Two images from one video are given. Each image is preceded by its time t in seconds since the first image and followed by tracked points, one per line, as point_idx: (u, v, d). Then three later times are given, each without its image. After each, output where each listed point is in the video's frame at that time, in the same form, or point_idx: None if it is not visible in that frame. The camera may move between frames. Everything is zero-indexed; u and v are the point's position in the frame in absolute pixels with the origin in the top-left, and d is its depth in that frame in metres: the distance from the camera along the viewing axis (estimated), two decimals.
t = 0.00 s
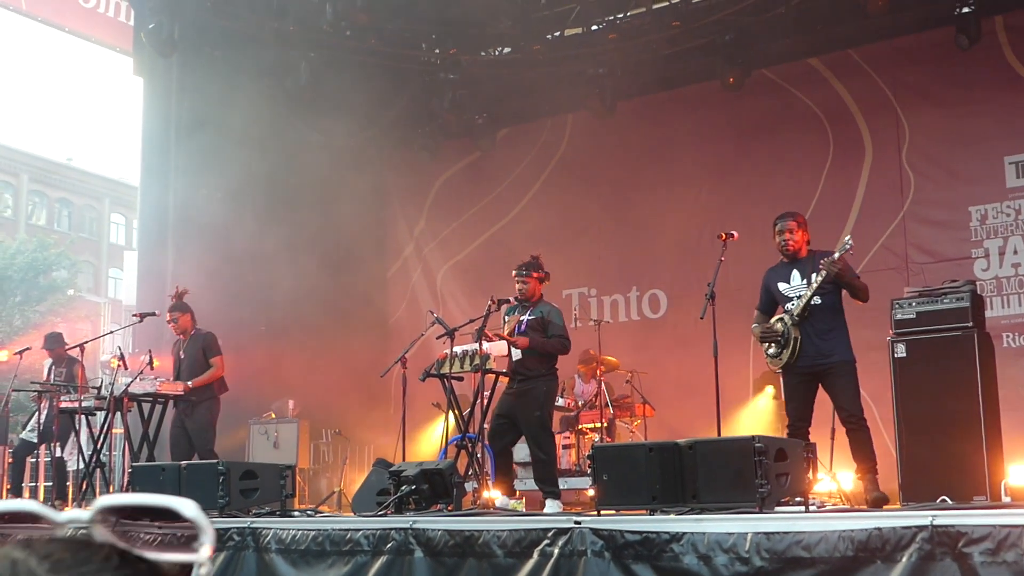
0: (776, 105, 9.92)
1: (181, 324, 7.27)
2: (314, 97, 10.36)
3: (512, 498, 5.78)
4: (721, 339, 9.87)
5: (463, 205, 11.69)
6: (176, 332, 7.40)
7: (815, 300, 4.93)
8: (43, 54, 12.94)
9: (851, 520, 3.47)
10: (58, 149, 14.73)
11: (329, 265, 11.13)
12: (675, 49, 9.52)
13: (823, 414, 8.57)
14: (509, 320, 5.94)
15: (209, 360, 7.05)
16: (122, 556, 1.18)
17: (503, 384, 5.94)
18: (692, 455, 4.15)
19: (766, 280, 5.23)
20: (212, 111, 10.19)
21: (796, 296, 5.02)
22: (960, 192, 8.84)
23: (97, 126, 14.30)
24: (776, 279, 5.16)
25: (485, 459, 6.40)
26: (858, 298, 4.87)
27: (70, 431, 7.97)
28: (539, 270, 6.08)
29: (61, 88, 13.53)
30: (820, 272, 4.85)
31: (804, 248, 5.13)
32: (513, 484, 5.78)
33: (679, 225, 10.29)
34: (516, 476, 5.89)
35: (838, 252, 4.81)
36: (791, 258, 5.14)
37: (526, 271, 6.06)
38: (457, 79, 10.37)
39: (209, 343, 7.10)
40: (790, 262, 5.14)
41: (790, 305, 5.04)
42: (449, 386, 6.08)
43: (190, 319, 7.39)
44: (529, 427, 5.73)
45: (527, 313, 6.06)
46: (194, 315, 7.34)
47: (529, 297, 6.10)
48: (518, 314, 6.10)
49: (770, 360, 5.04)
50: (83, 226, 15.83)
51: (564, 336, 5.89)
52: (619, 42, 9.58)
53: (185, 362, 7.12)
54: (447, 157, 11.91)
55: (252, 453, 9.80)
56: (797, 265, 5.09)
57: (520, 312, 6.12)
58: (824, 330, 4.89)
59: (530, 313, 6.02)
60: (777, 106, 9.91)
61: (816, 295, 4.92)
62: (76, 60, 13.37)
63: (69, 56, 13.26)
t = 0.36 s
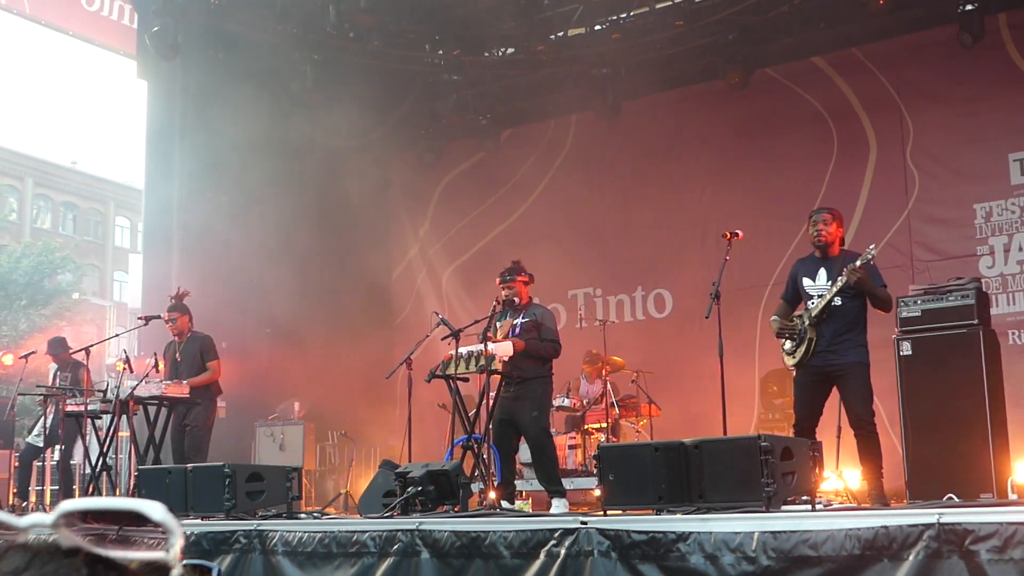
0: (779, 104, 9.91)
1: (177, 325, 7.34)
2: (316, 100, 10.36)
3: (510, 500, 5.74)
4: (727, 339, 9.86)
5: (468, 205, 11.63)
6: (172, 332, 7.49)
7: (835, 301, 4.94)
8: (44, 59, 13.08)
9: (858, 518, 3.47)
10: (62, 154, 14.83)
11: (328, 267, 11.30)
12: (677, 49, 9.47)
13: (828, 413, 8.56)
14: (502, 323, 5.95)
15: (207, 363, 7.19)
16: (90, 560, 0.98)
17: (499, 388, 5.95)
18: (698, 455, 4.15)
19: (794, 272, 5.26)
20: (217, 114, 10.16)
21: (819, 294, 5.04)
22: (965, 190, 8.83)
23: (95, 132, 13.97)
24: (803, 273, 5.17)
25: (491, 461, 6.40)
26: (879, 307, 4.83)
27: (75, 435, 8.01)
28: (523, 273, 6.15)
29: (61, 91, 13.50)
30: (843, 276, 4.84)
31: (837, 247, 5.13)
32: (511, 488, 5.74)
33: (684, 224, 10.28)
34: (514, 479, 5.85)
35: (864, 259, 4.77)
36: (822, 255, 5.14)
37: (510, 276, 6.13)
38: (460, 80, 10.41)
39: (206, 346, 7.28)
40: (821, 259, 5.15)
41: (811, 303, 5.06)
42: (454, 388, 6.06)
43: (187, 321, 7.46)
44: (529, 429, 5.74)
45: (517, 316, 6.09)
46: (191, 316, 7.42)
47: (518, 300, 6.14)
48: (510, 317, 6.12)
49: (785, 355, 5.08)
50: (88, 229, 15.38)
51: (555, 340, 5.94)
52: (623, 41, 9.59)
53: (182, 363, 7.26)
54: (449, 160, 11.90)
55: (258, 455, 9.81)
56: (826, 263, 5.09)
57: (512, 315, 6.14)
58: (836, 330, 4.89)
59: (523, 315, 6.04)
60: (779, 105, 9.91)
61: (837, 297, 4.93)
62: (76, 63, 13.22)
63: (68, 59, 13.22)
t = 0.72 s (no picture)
0: (784, 105, 9.91)
1: (172, 327, 7.38)
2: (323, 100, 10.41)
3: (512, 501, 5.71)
4: (731, 340, 9.87)
5: (473, 205, 11.76)
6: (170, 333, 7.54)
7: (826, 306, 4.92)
8: (44, 56, 12.87)
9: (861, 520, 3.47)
10: (67, 154, 14.85)
11: (331, 266, 11.22)
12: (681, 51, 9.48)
13: (831, 414, 8.57)
14: (511, 322, 5.97)
15: (206, 364, 7.18)
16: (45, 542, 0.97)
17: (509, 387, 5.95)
18: (702, 456, 4.16)
19: (781, 271, 5.25)
20: (222, 113, 10.03)
21: (808, 296, 5.05)
22: (970, 192, 8.82)
23: (99, 130, 14.19)
24: (792, 274, 5.17)
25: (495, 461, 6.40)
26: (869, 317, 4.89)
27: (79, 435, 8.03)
28: (533, 273, 6.16)
29: (66, 92, 13.57)
30: (841, 283, 4.86)
31: (829, 250, 5.14)
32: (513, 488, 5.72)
33: (688, 226, 10.29)
34: (519, 482, 5.82)
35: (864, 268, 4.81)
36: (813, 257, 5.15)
37: (519, 276, 6.14)
38: (465, 81, 10.44)
39: (204, 346, 7.24)
40: (810, 261, 5.15)
41: (800, 306, 5.06)
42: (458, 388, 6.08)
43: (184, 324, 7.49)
44: (539, 429, 5.73)
45: (527, 316, 6.09)
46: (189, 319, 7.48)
47: (528, 301, 6.14)
48: (519, 318, 6.14)
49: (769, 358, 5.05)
50: (91, 229, 15.87)
51: (562, 337, 5.93)
52: (628, 43, 9.60)
53: (182, 363, 7.24)
54: (457, 160, 11.99)
55: (262, 455, 9.82)
56: (816, 266, 5.10)
57: (522, 316, 6.15)
58: (825, 335, 4.89)
59: (531, 315, 6.05)
60: (783, 107, 9.92)
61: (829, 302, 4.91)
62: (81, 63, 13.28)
63: (71, 57, 13.12)
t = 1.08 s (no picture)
0: (787, 105, 9.91)
1: (178, 325, 7.41)
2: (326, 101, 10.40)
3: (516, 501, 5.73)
4: (733, 341, 9.86)
5: (475, 205, 11.77)
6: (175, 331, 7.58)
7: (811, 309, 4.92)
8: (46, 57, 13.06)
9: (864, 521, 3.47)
10: (69, 154, 14.87)
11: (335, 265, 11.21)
12: (683, 51, 9.49)
13: (832, 415, 8.57)
14: (519, 322, 5.96)
15: (199, 357, 7.10)
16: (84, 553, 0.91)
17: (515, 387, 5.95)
18: (704, 457, 4.16)
19: (763, 283, 5.23)
20: (224, 113, 10.02)
21: (792, 304, 5.02)
22: (972, 192, 8.81)
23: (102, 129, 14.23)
24: (774, 285, 5.15)
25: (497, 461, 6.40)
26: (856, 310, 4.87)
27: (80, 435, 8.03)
28: (548, 273, 6.13)
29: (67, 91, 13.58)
30: (821, 286, 4.83)
31: (801, 257, 5.11)
32: (519, 490, 5.75)
33: (689, 226, 10.29)
34: (525, 480, 5.86)
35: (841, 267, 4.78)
36: (788, 266, 5.13)
37: (534, 274, 6.11)
38: (467, 82, 10.44)
39: (198, 341, 7.16)
40: (787, 270, 5.13)
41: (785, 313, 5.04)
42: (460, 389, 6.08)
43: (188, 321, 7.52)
44: (543, 430, 5.73)
45: (535, 316, 6.07)
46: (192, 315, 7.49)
47: (539, 300, 6.11)
48: (528, 317, 6.12)
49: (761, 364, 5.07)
50: (93, 228, 15.28)
51: (567, 339, 5.90)
52: (630, 43, 9.59)
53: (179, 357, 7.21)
54: (460, 160, 12.00)
55: (264, 455, 9.82)
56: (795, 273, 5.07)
57: (531, 315, 6.13)
58: (814, 337, 4.89)
59: (540, 315, 6.03)
60: (787, 108, 9.91)
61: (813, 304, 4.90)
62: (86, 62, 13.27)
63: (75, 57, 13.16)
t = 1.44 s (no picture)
0: (790, 104, 9.90)
1: (178, 328, 7.40)
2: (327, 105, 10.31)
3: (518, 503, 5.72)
4: (736, 340, 9.84)
5: (478, 206, 11.75)
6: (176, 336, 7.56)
7: (827, 301, 4.94)
8: (44, 55, 12.75)
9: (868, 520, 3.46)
10: (73, 155, 14.91)
11: (341, 266, 11.17)
12: (684, 50, 9.48)
13: (836, 414, 8.57)
14: (519, 322, 5.97)
15: (201, 361, 7.08)
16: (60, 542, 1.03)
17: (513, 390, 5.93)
18: (707, 457, 4.15)
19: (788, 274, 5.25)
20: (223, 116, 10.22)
21: (812, 295, 5.03)
22: (975, 190, 8.80)
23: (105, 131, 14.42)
24: (796, 274, 5.16)
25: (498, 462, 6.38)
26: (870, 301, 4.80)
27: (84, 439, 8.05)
28: (549, 275, 6.12)
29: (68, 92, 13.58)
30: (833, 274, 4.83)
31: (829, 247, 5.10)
32: (520, 491, 5.74)
33: (692, 226, 10.29)
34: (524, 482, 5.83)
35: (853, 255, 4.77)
36: (814, 256, 5.13)
37: (535, 277, 6.10)
38: (469, 83, 10.44)
39: (202, 345, 7.14)
40: (812, 259, 5.13)
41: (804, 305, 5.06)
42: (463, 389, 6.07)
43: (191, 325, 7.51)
44: (542, 431, 5.73)
45: (536, 317, 6.09)
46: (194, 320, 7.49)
47: (539, 304, 6.13)
48: (528, 318, 6.14)
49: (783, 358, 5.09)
50: (96, 232, 16.37)
51: (568, 343, 5.91)
52: (631, 43, 9.57)
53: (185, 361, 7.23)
54: (460, 160, 12.00)
55: (268, 457, 9.82)
56: (817, 262, 5.07)
57: (530, 316, 6.15)
58: (833, 332, 4.88)
59: (541, 317, 6.05)
60: (788, 108, 9.91)
61: (829, 297, 4.92)
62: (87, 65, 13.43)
63: (75, 59, 13.23)
